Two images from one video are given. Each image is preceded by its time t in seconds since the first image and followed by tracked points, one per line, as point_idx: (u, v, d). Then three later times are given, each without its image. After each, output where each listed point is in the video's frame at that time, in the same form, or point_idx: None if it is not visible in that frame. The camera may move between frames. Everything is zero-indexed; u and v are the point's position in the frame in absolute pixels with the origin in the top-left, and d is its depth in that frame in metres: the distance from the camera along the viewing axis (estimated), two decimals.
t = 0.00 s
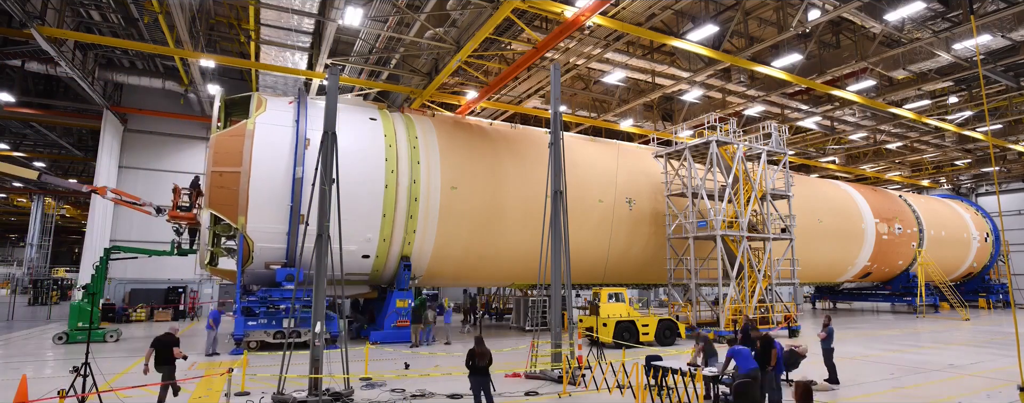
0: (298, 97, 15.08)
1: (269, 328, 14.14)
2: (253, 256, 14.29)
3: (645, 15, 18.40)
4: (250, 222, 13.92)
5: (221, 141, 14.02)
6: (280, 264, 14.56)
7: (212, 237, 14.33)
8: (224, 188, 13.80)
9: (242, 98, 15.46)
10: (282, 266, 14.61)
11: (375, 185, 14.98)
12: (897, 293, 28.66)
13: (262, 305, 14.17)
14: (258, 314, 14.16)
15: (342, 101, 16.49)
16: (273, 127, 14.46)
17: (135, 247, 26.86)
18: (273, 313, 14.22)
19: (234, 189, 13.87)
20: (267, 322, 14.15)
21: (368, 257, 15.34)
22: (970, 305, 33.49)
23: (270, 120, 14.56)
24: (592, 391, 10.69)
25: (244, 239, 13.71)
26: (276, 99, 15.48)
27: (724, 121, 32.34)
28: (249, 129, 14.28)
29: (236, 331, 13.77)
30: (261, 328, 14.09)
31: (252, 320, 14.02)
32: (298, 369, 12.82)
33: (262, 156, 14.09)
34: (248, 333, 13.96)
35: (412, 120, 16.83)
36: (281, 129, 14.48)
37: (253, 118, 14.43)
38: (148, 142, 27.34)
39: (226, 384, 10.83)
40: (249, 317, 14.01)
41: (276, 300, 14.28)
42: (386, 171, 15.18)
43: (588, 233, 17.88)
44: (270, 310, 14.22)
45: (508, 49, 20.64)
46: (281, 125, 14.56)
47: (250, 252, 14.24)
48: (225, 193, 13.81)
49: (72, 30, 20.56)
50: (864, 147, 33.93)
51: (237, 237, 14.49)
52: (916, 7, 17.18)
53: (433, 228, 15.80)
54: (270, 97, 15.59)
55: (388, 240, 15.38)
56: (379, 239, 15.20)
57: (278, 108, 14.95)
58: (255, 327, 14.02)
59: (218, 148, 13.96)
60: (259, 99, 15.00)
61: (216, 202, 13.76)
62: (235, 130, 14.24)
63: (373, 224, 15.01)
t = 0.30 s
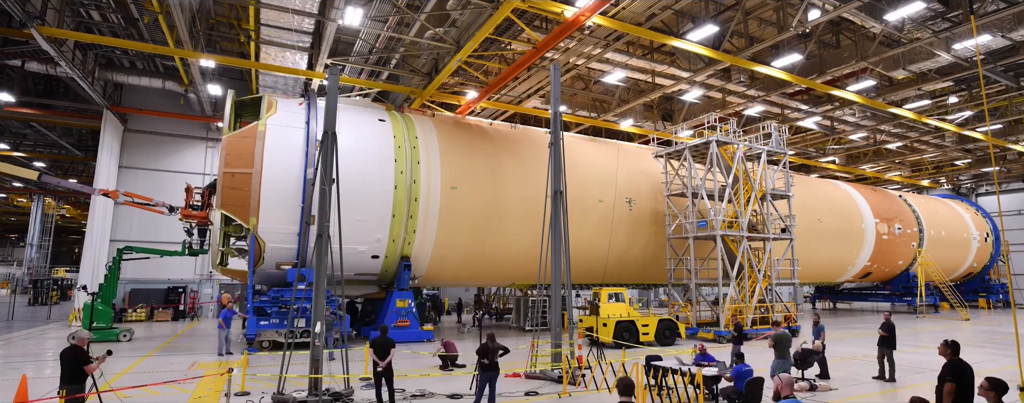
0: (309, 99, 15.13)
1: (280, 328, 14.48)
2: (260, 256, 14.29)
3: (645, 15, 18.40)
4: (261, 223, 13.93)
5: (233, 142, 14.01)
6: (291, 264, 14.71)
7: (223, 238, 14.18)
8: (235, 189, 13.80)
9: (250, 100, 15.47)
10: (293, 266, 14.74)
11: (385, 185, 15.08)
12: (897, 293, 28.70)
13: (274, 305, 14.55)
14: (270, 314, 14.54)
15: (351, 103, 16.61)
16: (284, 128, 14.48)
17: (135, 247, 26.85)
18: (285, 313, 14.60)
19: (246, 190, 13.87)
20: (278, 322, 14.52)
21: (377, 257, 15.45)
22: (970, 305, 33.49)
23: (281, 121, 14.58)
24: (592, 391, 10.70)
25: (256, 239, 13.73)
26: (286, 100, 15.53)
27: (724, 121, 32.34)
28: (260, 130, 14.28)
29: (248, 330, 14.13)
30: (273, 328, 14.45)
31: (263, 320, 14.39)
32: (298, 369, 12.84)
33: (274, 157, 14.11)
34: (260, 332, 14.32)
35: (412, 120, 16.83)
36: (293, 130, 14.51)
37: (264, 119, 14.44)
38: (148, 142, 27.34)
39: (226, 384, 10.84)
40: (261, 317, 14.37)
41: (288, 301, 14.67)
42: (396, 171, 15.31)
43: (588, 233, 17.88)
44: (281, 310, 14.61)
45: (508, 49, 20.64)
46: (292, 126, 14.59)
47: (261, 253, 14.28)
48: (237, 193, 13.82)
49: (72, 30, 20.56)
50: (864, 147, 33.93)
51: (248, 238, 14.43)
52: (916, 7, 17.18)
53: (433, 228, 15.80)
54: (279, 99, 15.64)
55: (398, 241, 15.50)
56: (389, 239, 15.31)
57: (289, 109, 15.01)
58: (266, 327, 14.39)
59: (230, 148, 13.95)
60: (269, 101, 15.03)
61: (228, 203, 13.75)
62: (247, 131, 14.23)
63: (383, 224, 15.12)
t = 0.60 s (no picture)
0: (309, 99, 15.12)
1: (282, 328, 14.48)
2: (261, 256, 14.32)
3: (645, 15, 18.40)
4: (262, 223, 13.93)
5: (234, 142, 13.98)
6: (292, 264, 14.71)
7: (224, 238, 14.18)
8: (237, 190, 13.79)
9: (251, 100, 15.47)
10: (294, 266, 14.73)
11: (386, 185, 15.08)
12: (897, 293, 28.70)
13: (276, 305, 14.59)
14: (271, 315, 14.58)
15: (351, 103, 16.60)
16: (285, 129, 14.48)
17: (135, 247, 26.84)
18: (287, 313, 14.63)
19: (247, 190, 13.86)
20: (280, 322, 14.53)
21: (378, 257, 15.46)
22: (970, 305, 33.50)
23: (281, 122, 14.58)
24: (592, 391, 10.69)
25: (257, 239, 13.74)
26: (287, 101, 15.53)
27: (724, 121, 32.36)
28: (261, 130, 14.27)
29: (250, 330, 14.14)
30: (274, 328, 14.47)
31: (265, 320, 14.41)
32: (299, 369, 12.84)
33: (274, 158, 14.10)
34: (261, 332, 14.33)
35: (412, 120, 16.84)
36: (294, 131, 14.51)
37: (265, 119, 14.43)
38: (148, 142, 27.34)
39: (226, 384, 10.85)
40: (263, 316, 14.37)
41: (290, 301, 14.71)
42: (397, 171, 15.31)
43: (588, 233, 17.87)
44: (282, 309, 14.63)
45: (508, 49, 20.65)
46: (293, 126, 14.58)
47: (263, 253, 14.28)
48: (238, 194, 13.81)
49: (72, 30, 20.57)
50: (864, 147, 33.93)
51: (249, 238, 14.45)
52: (916, 7, 17.18)
53: (433, 228, 15.79)
54: (280, 99, 15.65)
55: (398, 241, 15.51)
56: (389, 239, 15.31)
57: (289, 110, 15.02)
58: (268, 326, 14.40)
59: (230, 148, 13.93)
60: (270, 101, 15.02)
61: (229, 203, 13.74)
62: (248, 131, 14.20)
63: (384, 224, 15.12)
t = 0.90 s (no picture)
0: (309, 99, 15.12)
1: (282, 328, 14.49)
2: (262, 256, 14.32)
3: (645, 15, 18.40)
4: (263, 223, 13.94)
5: (234, 142, 13.98)
6: (292, 264, 14.72)
7: (224, 238, 14.19)
8: (237, 190, 13.81)
9: (252, 100, 15.47)
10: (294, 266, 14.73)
11: (386, 184, 15.08)
12: (897, 293, 28.72)
13: (276, 305, 14.61)
14: (272, 315, 14.58)
15: (351, 103, 16.60)
16: (285, 129, 14.48)
17: (135, 247, 26.83)
18: (287, 313, 14.64)
19: (247, 190, 13.87)
20: (280, 323, 14.56)
21: (378, 257, 15.47)
22: (970, 305, 33.51)
23: (282, 122, 14.58)
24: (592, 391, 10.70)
25: (257, 239, 13.75)
26: (287, 101, 15.53)
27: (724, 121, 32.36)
28: (261, 130, 14.27)
29: (250, 330, 14.15)
30: (274, 328, 14.48)
31: (265, 320, 14.41)
32: (299, 369, 12.85)
33: (275, 158, 14.10)
34: (262, 332, 14.33)
35: (412, 120, 16.84)
36: (294, 131, 14.51)
37: (265, 120, 14.43)
38: (148, 142, 27.34)
39: (226, 384, 10.85)
40: (263, 316, 14.38)
41: (291, 301, 14.72)
42: (397, 171, 15.32)
43: (588, 233, 17.87)
44: (283, 309, 14.65)
45: (508, 49, 20.65)
46: (294, 127, 14.59)
47: (263, 253, 14.29)
48: (239, 194, 13.82)
49: (72, 30, 20.56)
50: (864, 147, 33.92)
51: (249, 238, 14.46)
52: (916, 7, 17.18)
53: (433, 227, 15.79)
54: (281, 99, 15.65)
55: (398, 241, 15.51)
56: (390, 239, 15.31)
57: (289, 110, 15.03)
58: (268, 326, 14.42)
59: (230, 149, 13.93)
60: (271, 101, 15.02)
61: (229, 203, 13.75)
62: (248, 131, 14.20)
63: (384, 224, 15.12)
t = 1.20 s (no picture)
0: (309, 99, 15.12)
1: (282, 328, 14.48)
2: (261, 255, 14.32)
3: (645, 15, 18.40)
4: (262, 223, 13.93)
5: (233, 142, 13.98)
6: (291, 264, 14.72)
7: (224, 238, 14.20)
8: (237, 190, 13.81)
9: (252, 100, 15.47)
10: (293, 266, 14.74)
11: (385, 184, 15.08)
12: (897, 293, 28.71)
13: (275, 305, 14.62)
14: (271, 315, 14.58)
15: (351, 103, 16.60)
16: (285, 129, 14.49)
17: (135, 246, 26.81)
18: (287, 313, 14.64)
19: (247, 190, 13.87)
20: (280, 323, 14.56)
21: (378, 257, 15.47)
22: (970, 305, 33.51)
23: (282, 122, 14.59)
24: (592, 391, 10.70)
25: (257, 239, 13.75)
26: (287, 101, 15.53)
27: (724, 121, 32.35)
28: (261, 130, 14.27)
29: (250, 330, 14.15)
30: (274, 328, 14.49)
31: (265, 320, 14.41)
32: (298, 369, 12.85)
33: (274, 158, 14.10)
34: (261, 332, 14.32)
35: (412, 120, 16.84)
36: (294, 131, 14.52)
37: (265, 120, 14.43)
38: (148, 142, 27.35)
39: (226, 384, 10.85)
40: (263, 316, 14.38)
41: (290, 301, 14.72)
42: (397, 172, 15.32)
43: (588, 233, 17.87)
44: (283, 309, 14.65)
45: (508, 49, 20.65)
46: (294, 127, 14.59)
47: (263, 253, 14.30)
48: (238, 194, 13.82)
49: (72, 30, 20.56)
50: (864, 147, 33.91)
51: (249, 238, 14.46)
52: (916, 7, 17.18)
53: (433, 227, 15.79)
54: (281, 99, 15.66)
55: (398, 241, 15.51)
56: (390, 239, 15.32)
57: (289, 110, 15.03)
58: (268, 326, 14.42)
59: (230, 149, 13.93)
60: (271, 101, 15.02)
61: (229, 203, 13.75)
62: (248, 131, 14.19)
63: (384, 224, 15.12)
